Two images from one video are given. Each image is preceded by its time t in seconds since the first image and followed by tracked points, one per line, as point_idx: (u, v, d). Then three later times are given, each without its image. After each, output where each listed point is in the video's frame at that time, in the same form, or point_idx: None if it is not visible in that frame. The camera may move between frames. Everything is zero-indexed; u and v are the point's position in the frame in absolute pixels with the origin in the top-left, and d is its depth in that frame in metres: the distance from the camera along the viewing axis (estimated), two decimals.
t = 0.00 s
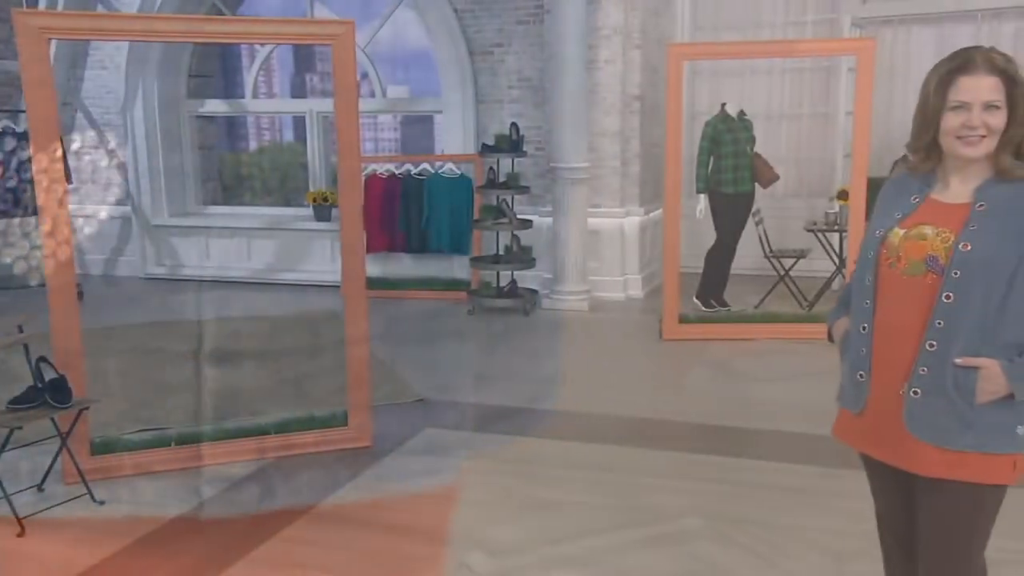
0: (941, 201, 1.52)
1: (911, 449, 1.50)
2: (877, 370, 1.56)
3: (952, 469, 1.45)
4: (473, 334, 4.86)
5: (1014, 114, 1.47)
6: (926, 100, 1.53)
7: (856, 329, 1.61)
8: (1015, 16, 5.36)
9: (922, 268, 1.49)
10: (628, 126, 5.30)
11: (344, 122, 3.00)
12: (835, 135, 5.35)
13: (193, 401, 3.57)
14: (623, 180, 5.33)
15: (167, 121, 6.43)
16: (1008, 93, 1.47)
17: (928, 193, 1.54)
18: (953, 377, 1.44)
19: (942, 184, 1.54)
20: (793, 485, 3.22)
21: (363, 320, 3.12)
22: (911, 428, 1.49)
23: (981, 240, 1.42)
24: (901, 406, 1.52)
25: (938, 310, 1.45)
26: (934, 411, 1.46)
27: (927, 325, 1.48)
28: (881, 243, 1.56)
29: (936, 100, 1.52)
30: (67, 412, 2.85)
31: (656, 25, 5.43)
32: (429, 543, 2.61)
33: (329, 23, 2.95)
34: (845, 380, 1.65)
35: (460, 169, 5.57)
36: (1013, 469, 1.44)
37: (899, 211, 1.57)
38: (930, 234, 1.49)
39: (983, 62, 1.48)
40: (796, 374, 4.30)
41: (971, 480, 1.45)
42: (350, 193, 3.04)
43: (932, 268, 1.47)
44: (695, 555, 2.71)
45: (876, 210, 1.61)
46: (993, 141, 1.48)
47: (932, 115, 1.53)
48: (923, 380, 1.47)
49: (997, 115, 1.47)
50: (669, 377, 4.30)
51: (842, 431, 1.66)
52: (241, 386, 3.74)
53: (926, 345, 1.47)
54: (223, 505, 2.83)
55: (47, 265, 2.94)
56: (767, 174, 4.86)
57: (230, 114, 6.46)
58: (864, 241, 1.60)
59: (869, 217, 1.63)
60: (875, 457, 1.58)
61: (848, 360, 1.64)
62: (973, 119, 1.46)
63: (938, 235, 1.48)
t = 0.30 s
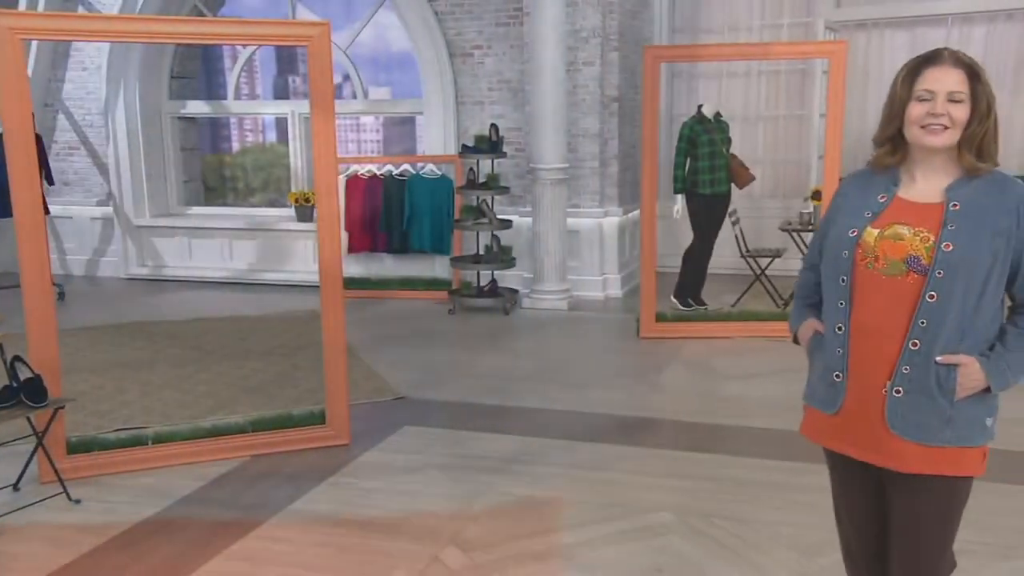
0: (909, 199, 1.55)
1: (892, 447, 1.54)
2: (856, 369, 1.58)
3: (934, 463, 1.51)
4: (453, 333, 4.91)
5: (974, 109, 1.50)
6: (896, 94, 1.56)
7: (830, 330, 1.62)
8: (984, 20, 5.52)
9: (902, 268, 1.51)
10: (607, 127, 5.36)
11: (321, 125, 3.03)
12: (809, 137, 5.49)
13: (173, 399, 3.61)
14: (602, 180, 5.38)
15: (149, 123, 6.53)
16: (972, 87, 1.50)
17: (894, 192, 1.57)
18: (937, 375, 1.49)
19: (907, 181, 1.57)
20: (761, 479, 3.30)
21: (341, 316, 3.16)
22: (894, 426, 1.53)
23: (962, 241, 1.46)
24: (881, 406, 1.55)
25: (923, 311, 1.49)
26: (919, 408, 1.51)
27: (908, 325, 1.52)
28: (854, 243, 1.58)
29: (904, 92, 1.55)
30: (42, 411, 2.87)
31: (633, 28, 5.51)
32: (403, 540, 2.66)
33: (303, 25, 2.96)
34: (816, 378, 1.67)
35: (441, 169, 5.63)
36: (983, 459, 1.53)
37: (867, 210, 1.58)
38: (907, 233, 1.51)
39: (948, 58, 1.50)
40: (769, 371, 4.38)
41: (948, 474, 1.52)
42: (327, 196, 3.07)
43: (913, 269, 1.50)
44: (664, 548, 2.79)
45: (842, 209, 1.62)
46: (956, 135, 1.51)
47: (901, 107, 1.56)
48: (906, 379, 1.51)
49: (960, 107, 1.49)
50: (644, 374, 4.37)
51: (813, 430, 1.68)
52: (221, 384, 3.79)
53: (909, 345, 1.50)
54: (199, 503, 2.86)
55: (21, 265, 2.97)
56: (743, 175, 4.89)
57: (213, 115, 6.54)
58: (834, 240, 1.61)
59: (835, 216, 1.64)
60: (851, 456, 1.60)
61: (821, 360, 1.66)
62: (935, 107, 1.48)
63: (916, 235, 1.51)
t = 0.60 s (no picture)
0: (880, 192, 1.64)
1: (886, 435, 1.63)
2: (844, 363, 1.66)
3: (922, 446, 1.63)
4: (430, 332, 4.99)
5: (930, 102, 1.62)
6: (856, 90, 1.66)
7: (814, 327, 1.68)
8: (949, 25, 5.77)
9: (888, 260, 1.61)
10: (582, 129, 5.44)
11: (295, 127, 3.09)
12: (781, 137, 5.59)
13: (149, 398, 3.67)
14: (577, 181, 5.47)
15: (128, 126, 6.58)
16: (925, 82, 1.62)
17: (863, 185, 1.66)
18: (925, 361, 1.61)
19: (870, 174, 1.67)
20: (727, 472, 3.39)
21: (314, 317, 3.22)
22: (887, 415, 1.62)
23: (943, 231, 1.58)
24: (873, 395, 1.64)
25: (913, 300, 1.58)
26: (909, 394, 1.62)
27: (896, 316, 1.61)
28: (834, 239, 1.65)
29: (863, 86, 1.66)
30: (14, 411, 2.92)
31: (607, 32, 5.60)
32: (374, 534, 2.73)
33: (275, 27, 3.03)
34: (798, 376, 1.72)
35: (418, 171, 5.71)
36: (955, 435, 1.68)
37: (842, 205, 1.66)
38: (888, 226, 1.60)
39: (903, 54, 1.62)
40: (738, 368, 4.49)
41: (932, 454, 1.65)
42: (302, 195, 3.14)
43: (900, 261, 1.59)
44: (628, 541, 2.87)
45: (816, 206, 1.68)
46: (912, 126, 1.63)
47: (861, 101, 1.66)
48: (897, 368, 1.61)
49: (917, 100, 1.61)
50: (617, 371, 4.46)
51: (799, 429, 1.73)
52: (197, 383, 3.85)
53: (901, 336, 1.60)
54: (171, 501, 2.92)
55: None
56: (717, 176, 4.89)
57: (192, 117, 6.60)
58: (813, 237, 1.67)
59: (807, 213, 1.70)
60: (842, 448, 1.68)
61: (803, 357, 1.71)
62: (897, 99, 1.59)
63: (898, 227, 1.60)
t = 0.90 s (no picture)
0: (839, 188, 1.81)
1: (859, 421, 1.79)
2: (817, 354, 1.80)
3: (891, 429, 1.80)
4: (407, 331, 5.06)
5: (878, 99, 1.79)
6: (810, 91, 1.82)
7: (788, 322, 1.81)
8: (913, 30, 5.96)
9: (857, 254, 1.77)
10: (557, 131, 5.53)
11: (267, 128, 3.15)
12: (752, 139, 5.71)
13: (124, 398, 3.73)
14: (552, 182, 5.55)
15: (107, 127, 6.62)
16: (873, 81, 1.78)
17: (823, 181, 1.81)
18: (892, 349, 1.78)
19: (827, 170, 1.83)
20: (691, 467, 3.48)
21: (288, 316, 3.29)
22: (860, 403, 1.79)
23: (906, 224, 1.75)
24: (846, 382, 1.80)
25: (882, 291, 1.75)
26: (878, 381, 1.79)
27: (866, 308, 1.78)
28: (804, 235, 1.79)
29: (815, 88, 1.82)
30: None
31: (581, 36, 5.69)
32: (343, 530, 2.80)
33: (247, 29, 3.06)
34: (773, 370, 1.85)
35: (396, 172, 5.77)
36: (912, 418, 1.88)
37: (808, 202, 1.80)
38: (855, 221, 1.77)
39: (852, 54, 1.78)
40: (707, 364, 4.58)
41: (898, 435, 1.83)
42: (273, 195, 3.20)
43: (868, 253, 1.76)
44: (593, 534, 2.95)
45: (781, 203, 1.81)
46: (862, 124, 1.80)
47: (814, 101, 1.82)
48: (868, 357, 1.78)
49: (865, 100, 1.78)
50: (588, 369, 4.54)
51: (777, 423, 1.85)
52: (173, 382, 3.91)
53: (872, 326, 1.76)
54: (143, 499, 2.99)
55: None
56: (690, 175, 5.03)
57: (171, 119, 6.64)
58: (783, 234, 1.81)
59: (774, 211, 1.83)
60: (817, 438, 1.82)
61: (777, 352, 1.84)
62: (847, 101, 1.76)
63: (863, 221, 1.77)
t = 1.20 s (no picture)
0: (792, 194, 2.00)
1: (814, 415, 2.00)
2: (775, 354, 1.99)
3: (842, 419, 2.02)
4: (383, 330, 5.14)
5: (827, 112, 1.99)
6: (766, 103, 2.02)
7: (748, 323, 1.99)
8: (877, 35, 6.13)
9: (811, 257, 1.96)
10: (531, 132, 5.62)
11: (239, 130, 3.22)
12: (723, 141, 5.83)
13: (99, 397, 3.78)
14: (527, 182, 5.64)
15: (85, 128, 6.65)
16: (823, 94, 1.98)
17: (777, 188, 2.00)
18: (843, 346, 1.99)
19: (778, 176, 2.03)
20: (656, 461, 3.58)
21: (260, 316, 3.36)
22: (815, 398, 1.99)
23: (854, 230, 1.96)
24: (803, 379, 2.00)
25: (834, 293, 1.95)
26: (831, 376, 2.00)
27: (819, 309, 1.98)
28: (762, 240, 1.97)
29: (771, 100, 2.02)
30: None
31: (555, 39, 5.78)
32: (313, 525, 2.88)
33: (218, 31, 3.12)
34: (735, 369, 2.04)
35: (372, 172, 5.84)
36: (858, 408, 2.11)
37: (763, 208, 1.99)
38: (807, 227, 1.96)
39: (804, 69, 1.97)
40: (676, 361, 4.68)
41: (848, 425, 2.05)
42: (245, 196, 3.27)
43: (821, 257, 1.96)
44: (557, 526, 3.04)
45: (739, 210, 2.00)
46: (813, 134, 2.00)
47: (769, 113, 2.02)
48: (822, 354, 1.98)
49: (815, 112, 1.98)
50: (560, 366, 4.63)
51: (740, 421, 2.03)
52: (148, 381, 3.97)
53: (825, 326, 1.97)
54: (115, 497, 3.05)
55: None
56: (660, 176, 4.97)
57: (150, 120, 6.69)
58: (741, 240, 1.99)
59: (731, 218, 2.01)
60: (777, 432, 2.01)
61: (739, 352, 2.02)
62: (798, 115, 1.96)
63: (815, 227, 1.96)
